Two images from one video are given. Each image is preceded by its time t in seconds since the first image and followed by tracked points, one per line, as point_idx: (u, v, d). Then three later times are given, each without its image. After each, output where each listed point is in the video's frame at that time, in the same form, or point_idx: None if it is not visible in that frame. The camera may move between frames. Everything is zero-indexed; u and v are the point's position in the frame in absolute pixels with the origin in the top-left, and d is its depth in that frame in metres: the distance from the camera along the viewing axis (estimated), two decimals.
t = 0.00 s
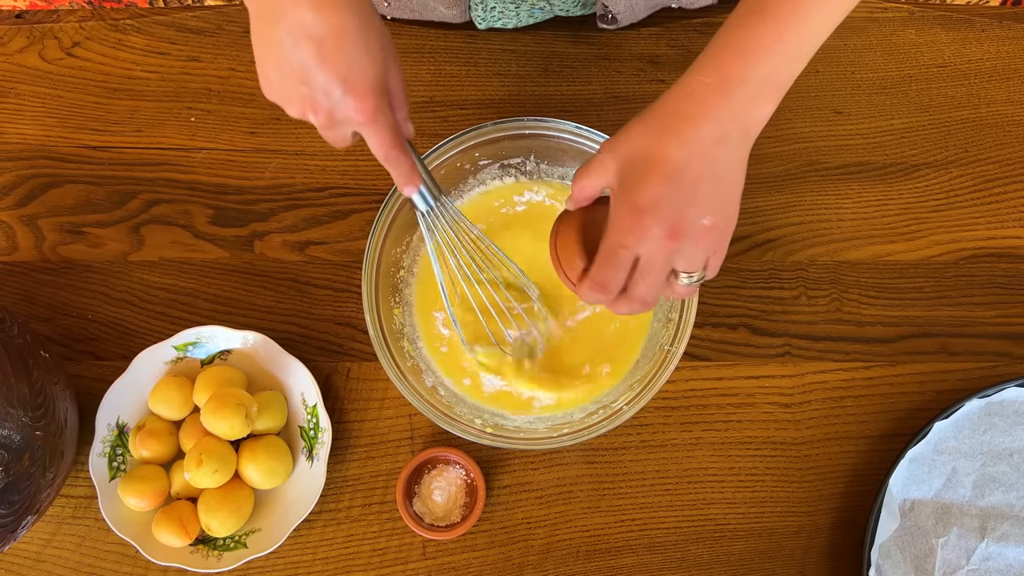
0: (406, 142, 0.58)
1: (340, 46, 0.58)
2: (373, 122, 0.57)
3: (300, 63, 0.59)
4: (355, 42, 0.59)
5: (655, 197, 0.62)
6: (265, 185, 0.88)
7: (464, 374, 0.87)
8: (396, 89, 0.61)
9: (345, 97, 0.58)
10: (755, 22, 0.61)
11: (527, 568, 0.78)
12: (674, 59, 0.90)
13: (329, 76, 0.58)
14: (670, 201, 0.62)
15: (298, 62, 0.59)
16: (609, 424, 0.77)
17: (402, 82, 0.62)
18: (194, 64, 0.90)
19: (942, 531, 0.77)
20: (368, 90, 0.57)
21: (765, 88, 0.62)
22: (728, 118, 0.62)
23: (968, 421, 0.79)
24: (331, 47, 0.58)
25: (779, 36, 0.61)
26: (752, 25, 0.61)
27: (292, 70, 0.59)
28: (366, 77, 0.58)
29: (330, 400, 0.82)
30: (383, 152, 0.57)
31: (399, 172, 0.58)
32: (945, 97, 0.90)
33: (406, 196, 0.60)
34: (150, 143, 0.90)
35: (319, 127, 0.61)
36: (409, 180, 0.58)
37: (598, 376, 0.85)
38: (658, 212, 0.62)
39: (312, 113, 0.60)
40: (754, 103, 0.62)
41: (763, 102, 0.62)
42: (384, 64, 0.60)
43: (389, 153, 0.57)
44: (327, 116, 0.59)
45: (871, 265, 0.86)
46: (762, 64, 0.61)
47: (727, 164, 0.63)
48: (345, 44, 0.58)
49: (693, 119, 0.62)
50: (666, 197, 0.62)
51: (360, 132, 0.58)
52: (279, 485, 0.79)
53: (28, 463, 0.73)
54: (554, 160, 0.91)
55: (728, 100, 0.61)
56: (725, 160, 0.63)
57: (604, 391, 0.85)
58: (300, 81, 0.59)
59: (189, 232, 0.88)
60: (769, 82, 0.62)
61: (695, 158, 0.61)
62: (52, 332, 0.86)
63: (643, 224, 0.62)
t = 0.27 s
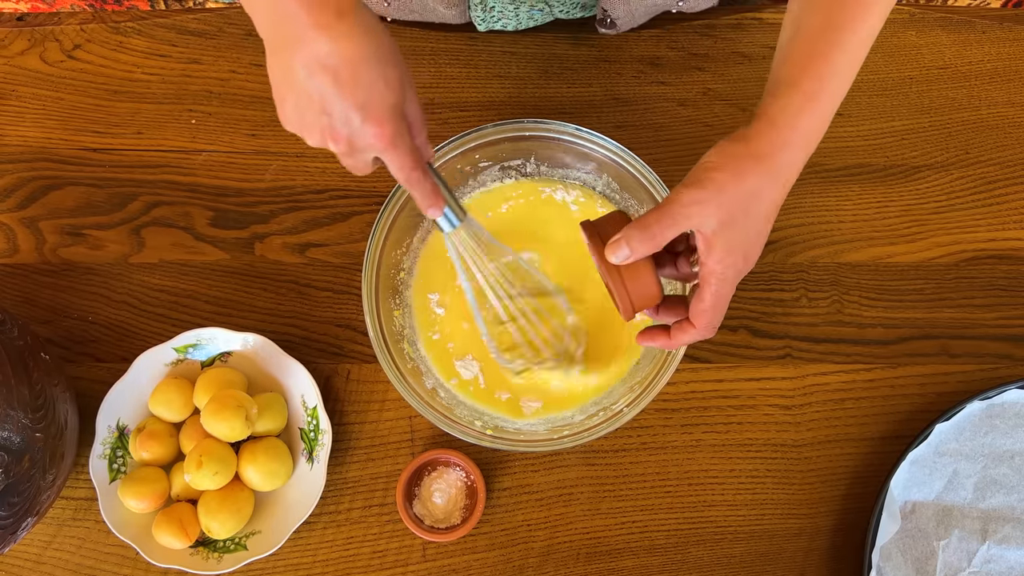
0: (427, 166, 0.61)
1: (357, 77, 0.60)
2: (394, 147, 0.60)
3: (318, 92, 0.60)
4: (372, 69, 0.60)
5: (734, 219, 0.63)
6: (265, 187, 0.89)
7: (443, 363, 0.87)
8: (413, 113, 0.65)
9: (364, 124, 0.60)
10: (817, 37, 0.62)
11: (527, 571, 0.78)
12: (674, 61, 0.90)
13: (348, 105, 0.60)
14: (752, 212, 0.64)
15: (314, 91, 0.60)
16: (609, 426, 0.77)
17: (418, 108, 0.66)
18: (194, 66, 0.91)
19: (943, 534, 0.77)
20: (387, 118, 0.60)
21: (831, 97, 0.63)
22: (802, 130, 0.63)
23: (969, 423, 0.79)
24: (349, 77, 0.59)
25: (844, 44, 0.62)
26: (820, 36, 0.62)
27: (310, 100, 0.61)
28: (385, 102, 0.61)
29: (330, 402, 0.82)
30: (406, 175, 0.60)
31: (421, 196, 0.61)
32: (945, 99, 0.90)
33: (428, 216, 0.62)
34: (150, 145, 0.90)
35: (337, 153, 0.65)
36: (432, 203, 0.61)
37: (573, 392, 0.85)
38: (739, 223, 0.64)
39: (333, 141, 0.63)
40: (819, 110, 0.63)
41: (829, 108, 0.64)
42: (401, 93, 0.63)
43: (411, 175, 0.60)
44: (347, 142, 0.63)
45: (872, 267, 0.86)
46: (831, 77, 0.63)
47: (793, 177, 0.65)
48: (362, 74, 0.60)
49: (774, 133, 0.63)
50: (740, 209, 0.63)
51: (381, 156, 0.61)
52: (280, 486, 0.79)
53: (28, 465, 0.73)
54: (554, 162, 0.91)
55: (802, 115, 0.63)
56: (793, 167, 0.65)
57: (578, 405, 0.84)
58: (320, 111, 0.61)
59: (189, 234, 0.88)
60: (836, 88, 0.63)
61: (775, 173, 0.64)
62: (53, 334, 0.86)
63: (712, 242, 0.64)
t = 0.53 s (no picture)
0: (443, 168, 0.61)
1: (371, 86, 0.57)
2: (410, 152, 0.59)
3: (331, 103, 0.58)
4: (386, 76, 0.58)
5: (720, 199, 0.59)
6: (268, 190, 0.89)
7: (439, 357, 0.87)
8: (425, 111, 0.62)
9: (381, 133, 0.58)
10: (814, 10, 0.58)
11: (530, 573, 0.78)
12: (676, 64, 0.90)
13: (362, 116, 0.58)
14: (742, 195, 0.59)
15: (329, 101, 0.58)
16: (611, 428, 0.77)
17: (428, 103, 0.63)
18: (198, 69, 0.91)
19: (946, 536, 0.77)
20: (403, 122, 0.58)
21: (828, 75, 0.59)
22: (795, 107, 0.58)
23: (971, 425, 0.79)
24: (362, 88, 0.57)
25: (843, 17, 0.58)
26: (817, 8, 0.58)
27: (325, 110, 0.58)
28: (398, 108, 0.58)
29: (333, 404, 0.83)
30: (422, 179, 0.60)
31: (438, 196, 0.62)
32: (948, 101, 0.90)
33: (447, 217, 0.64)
34: (154, 147, 0.90)
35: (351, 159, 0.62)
36: (450, 203, 0.62)
37: (567, 403, 0.85)
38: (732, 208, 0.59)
39: (348, 149, 0.60)
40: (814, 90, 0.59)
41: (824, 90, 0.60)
42: (412, 93, 0.60)
43: (427, 181, 0.60)
44: (363, 149, 0.60)
45: (875, 269, 0.86)
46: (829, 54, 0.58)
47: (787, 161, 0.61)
48: (376, 81, 0.57)
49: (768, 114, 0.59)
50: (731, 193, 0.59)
51: (396, 162, 0.60)
52: (282, 488, 0.79)
53: (32, 466, 0.73)
54: (557, 164, 0.92)
55: (800, 99, 0.58)
56: (789, 152, 0.60)
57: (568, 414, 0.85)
58: (336, 121, 0.59)
59: (192, 236, 0.88)
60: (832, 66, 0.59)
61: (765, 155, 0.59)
62: (56, 336, 0.86)
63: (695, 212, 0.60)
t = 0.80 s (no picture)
0: (454, 130, 0.60)
1: (373, 57, 0.58)
2: (418, 125, 0.59)
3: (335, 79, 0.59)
4: (387, 45, 0.58)
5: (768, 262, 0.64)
6: (271, 192, 0.89)
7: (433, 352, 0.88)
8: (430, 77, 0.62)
9: (386, 104, 0.59)
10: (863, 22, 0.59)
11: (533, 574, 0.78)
12: (679, 66, 0.90)
13: (366, 89, 0.58)
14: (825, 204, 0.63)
15: (333, 78, 0.58)
16: (613, 430, 0.77)
17: (434, 69, 0.63)
18: (202, 71, 0.91)
19: (948, 538, 0.77)
20: (406, 93, 0.59)
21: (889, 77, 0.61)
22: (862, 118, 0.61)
23: (975, 427, 0.79)
24: (364, 62, 0.57)
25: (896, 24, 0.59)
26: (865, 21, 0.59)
27: (330, 87, 0.59)
28: (404, 78, 0.58)
29: (336, 405, 0.83)
30: (435, 147, 0.60)
31: (454, 158, 0.61)
32: (950, 103, 0.90)
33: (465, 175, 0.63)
34: (158, 149, 0.91)
35: (364, 136, 0.63)
36: (464, 162, 0.62)
37: (570, 402, 0.85)
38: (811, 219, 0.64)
39: (359, 127, 0.62)
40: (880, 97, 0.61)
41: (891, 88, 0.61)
42: (416, 61, 0.60)
43: (439, 146, 0.60)
44: (373, 126, 0.61)
45: (877, 271, 0.86)
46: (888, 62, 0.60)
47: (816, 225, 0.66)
48: (377, 54, 0.58)
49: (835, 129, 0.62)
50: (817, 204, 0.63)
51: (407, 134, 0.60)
52: (285, 489, 0.79)
53: (36, 467, 0.73)
54: (560, 167, 0.91)
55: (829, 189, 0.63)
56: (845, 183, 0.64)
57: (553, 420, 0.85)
58: (341, 97, 0.59)
59: (196, 238, 0.89)
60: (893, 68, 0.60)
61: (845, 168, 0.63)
62: (60, 337, 0.86)
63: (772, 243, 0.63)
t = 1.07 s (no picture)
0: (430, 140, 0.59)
1: (351, 55, 0.58)
2: (394, 126, 0.58)
3: (312, 76, 0.58)
4: (368, 48, 0.58)
5: (732, 316, 0.58)
6: (274, 192, 0.89)
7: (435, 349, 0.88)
8: (412, 84, 0.62)
9: (363, 104, 0.58)
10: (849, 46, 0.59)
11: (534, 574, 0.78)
12: (681, 67, 0.90)
13: (343, 85, 0.58)
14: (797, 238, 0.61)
15: (312, 75, 0.58)
16: (615, 430, 0.77)
17: (417, 81, 0.62)
18: (204, 71, 0.91)
19: (950, 539, 0.77)
20: (384, 94, 0.58)
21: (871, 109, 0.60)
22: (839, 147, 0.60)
23: (977, 428, 0.79)
24: (343, 59, 0.57)
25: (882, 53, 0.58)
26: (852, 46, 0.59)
27: (307, 85, 0.59)
28: (383, 81, 0.58)
29: (338, 405, 0.83)
30: (408, 152, 0.59)
31: (425, 168, 0.60)
32: (952, 104, 0.90)
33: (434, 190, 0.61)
34: (160, 149, 0.91)
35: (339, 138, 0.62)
36: (435, 175, 0.60)
37: (573, 402, 0.85)
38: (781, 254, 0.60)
39: (333, 126, 0.61)
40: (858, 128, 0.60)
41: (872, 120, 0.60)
42: (398, 69, 0.60)
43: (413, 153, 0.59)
44: (347, 125, 0.60)
45: (879, 272, 0.86)
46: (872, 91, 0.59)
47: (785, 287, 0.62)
48: (356, 54, 0.58)
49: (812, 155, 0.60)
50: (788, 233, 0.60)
51: (382, 137, 0.59)
52: (287, 489, 0.79)
53: (38, 466, 0.73)
54: (562, 167, 0.92)
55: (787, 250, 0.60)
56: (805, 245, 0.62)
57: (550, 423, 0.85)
58: (317, 95, 0.59)
59: (199, 238, 0.89)
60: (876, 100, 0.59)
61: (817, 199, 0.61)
62: (63, 337, 0.87)
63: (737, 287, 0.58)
